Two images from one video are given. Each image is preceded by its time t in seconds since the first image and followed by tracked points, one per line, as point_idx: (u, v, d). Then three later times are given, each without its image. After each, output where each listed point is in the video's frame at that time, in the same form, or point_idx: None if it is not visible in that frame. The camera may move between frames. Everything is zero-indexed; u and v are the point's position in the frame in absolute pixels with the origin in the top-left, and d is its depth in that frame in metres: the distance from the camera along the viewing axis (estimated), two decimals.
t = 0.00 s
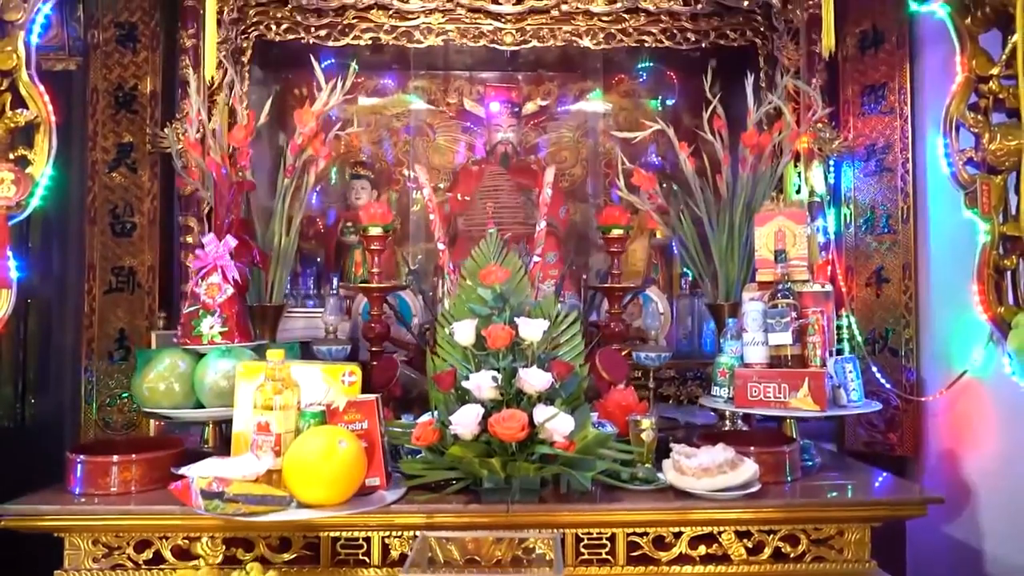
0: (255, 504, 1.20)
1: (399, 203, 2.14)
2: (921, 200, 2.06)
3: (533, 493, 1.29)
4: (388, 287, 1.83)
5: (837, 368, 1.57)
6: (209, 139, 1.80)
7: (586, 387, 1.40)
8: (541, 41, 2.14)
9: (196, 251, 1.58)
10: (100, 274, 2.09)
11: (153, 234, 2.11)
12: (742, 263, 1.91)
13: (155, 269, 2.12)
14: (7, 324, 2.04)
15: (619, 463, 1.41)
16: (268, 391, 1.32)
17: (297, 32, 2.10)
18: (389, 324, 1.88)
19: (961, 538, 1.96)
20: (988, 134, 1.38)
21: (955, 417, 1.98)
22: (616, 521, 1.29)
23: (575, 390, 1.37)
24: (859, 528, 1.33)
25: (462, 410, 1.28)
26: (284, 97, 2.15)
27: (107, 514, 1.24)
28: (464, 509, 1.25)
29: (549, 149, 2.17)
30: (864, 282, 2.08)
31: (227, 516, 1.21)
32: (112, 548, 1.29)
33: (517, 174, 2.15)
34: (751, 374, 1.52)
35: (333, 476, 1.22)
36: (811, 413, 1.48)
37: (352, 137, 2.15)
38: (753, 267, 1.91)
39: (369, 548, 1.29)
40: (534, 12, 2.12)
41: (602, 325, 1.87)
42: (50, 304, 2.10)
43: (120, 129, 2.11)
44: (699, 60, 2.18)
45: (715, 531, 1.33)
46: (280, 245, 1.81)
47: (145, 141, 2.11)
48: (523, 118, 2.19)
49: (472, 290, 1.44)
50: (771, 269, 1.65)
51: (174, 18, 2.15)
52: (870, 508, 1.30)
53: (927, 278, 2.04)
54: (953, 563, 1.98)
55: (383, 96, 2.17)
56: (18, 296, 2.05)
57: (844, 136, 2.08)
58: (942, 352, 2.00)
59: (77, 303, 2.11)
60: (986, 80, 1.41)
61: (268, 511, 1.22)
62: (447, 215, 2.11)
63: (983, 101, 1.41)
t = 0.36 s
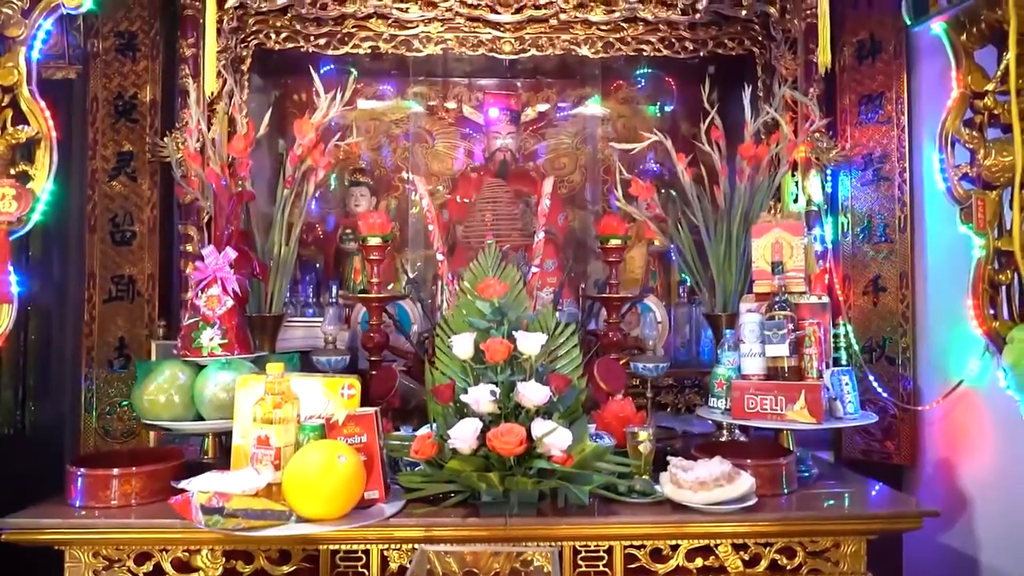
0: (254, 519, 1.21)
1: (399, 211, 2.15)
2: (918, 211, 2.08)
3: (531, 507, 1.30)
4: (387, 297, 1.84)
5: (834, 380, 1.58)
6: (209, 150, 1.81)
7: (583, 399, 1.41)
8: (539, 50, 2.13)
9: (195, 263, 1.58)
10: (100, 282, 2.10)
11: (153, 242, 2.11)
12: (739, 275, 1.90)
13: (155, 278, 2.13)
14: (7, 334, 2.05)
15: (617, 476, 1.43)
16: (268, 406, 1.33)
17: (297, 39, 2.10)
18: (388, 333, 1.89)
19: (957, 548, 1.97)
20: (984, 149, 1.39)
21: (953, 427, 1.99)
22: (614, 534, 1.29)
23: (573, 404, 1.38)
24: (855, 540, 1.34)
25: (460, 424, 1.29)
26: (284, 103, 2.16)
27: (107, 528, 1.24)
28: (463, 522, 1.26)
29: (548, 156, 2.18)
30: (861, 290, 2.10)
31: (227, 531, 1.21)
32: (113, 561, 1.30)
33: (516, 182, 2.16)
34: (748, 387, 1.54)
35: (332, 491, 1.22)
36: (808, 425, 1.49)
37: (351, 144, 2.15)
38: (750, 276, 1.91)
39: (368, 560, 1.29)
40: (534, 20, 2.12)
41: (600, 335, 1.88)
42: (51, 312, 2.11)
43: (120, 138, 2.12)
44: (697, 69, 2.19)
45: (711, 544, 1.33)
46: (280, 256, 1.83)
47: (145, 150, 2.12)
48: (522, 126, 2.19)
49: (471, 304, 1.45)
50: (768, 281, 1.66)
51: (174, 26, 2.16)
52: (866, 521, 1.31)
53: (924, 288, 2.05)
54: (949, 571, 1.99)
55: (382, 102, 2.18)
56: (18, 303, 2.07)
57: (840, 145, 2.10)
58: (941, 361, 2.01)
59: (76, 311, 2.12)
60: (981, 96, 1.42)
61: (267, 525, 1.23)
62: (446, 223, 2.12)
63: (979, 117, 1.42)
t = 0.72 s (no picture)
0: (255, 534, 1.22)
1: (399, 218, 2.15)
2: (917, 221, 2.08)
3: (530, 520, 1.31)
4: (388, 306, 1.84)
5: (833, 391, 1.59)
6: (210, 160, 1.80)
7: (581, 411, 1.42)
8: (539, 57, 2.15)
9: (197, 274, 1.60)
10: (100, 289, 2.09)
11: (153, 249, 2.11)
12: (739, 285, 1.90)
13: (156, 285, 2.13)
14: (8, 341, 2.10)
15: (616, 488, 1.43)
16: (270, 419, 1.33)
17: (297, 47, 2.11)
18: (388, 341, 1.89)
19: (955, 556, 1.97)
20: (983, 163, 1.41)
21: (952, 437, 1.99)
22: (612, 547, 1.29)
23: (571, 417, 1.39)
24: (853, 552, 1.34)
25: (461, 436, 1.29)
26: (285, 109, 2.13)
27: (110, 540, 1.25)
28: (462, 535, 1.26)
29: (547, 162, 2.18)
30: (860, 297, 2.10)
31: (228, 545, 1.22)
32: (115, 573, 1.30)
33: (517, 189, 2.16)
34: (747, 398, 1.54)
35: (332, 504, 1.22)
36: (807, 437, 1.49)
37: (351, 149, 2.15)
38: (749, 287, 1.91)
39: (368, 571, 1.30)
40: (534, 28, 2.12)
41: (600, 343, 1.88)
42: (51, 320, 2.13)
43: (121, 146, 2.12)
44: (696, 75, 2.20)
45: (710, 556, 1.34)
46: (281, 263, 1.83)
47: (146, 158, 2.12)
48: (522, 133, 2.19)
49: (472, 316, 1.46)
50: (767, 290, 1.67)
51: (174, 34, 2.16)
52: (865, 533, 1.32)
53: (924, 297, 2.05)
54: None
55: (382, 107, 2.16)
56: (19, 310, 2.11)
57: (839, 152, 2.10)
58: (941, 371, 2.01)
59: (77, 319, 2.12)
60: (980, 109, 1.42)
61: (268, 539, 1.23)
62: (447, 230, 2.13)
63: (978, 130, 1.43)
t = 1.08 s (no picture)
0: (255, 545, 1.22)
1: (399, 223, 2.15)
2: (917, 227, 2.05)
3: (530, 530, 1.31)
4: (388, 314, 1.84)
5: (833, 401, 1.59)
6: (209, 168, 1.79)
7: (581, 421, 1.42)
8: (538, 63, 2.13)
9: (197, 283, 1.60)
10: (100, 296, 2.10)
11: (153, 255, 2.12)
12: (738, 292, 1.90)
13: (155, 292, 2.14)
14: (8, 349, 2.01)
15: (616, 498, 1.43)
16: (269, 430, 1.33)
17: (296, 53, 2.09)
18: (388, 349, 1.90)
19: (955, 562, 1.97)
20: (982, 174, 1.41)
21: (952, 440, 1.98)
22: (612, 557, 1.29)
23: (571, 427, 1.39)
24: (853, 563, 1.34)
25: (460, 448, 1.29)
26: (283, 112, 2.14)
27: (109, 553, 1.25)
28: (462, 546, 1.26)
29: (548, 162, 2.20)
30: (859, 303, 2.10)
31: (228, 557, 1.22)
32: None
33: (516, 195, 2.16)
34: (747, 407, 1.55)
35: (332, 516, 1.22)
36: (807, 446, 1.49)
37: (351, 154, 2.15)
38: (749, 293, 1.91)
39: None
40: (534, 34, 2.10)
41: (600, 350, 1.88)
42: (52, 326, 2.09)
43: (121, 152, 2.13)
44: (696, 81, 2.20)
45: (711, 567, 1.34)
46: (281, 271, 1.83)
47: (145, 164, 2.12)
48: (522, 136, 2.21)
49: (471, 326, 1.45)
50: (767, 299, 1.66)
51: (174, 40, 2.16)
52: (864, 544, 1.32)
53: (923, 305, 2.03)
54: None
55: (382, 110, 2.18)
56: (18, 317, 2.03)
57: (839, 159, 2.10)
58: (940, 378, 1.99)
59: (77, 325, 2.12)
60: (980, 119, 1.42)
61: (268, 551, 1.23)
62: (446, 236, 2.13)
63: (977, 141, 1.43)
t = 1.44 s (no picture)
0: (253, 558, 1.22)
1: (397, 228, 2.14)
2: (917, 233, 2.05)
3: (529, 541, 1.30)
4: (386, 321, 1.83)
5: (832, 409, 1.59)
6: (207, 175, 1.78)
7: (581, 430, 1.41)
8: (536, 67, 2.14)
9: (195, 292, 1.58)
10: (98, 302, 2.09)
11: (151, 260, 2.11)
12: (738, 298, 1.90)
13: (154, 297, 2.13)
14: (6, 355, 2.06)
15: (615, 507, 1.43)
16: (268, 441, 1.33)
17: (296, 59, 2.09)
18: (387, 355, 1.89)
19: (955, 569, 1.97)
20: (983, 183, 1.40)
21: (951, 447, 1.98)
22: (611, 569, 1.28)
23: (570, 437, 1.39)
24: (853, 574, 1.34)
25: (458, 458, 1.29)
26: (281, 117, 2.13)
27: (105, 564, 1.24)
28: (460, 558, 1.26)
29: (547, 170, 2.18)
30: (859, 309, 2.10)
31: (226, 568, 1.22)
32: None
33: (515, 201, 2.15)
34: (746, 416, 1.55)
35: (330, 528, 1.22)
36: (806, 455, 1.49)
37: (350, 159, 2.15)
38: (749, 299, 1.90)
39: None
40: (532, 39, 2.10)
41: (599, 357, 1.88)
42: (49, 334, 2.11)
43: (118, 157, 2.12)
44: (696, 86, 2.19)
45: None
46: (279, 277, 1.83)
47: (144, 170, 2.12)
48: (520, 141, 2.19)
49: (468, 335, 1.45)
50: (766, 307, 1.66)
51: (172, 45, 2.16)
52: (864, 556, 1.31)
53: (924, 310, 2.03)
54: None
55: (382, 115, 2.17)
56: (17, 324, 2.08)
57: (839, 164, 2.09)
58: (940, 384, 1.99)
59: (74, 331, 2.11)
60: (980, 129, 1.42)
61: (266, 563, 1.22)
62: (445, 241, 2.13)
63: (978, 150, 1.42)
